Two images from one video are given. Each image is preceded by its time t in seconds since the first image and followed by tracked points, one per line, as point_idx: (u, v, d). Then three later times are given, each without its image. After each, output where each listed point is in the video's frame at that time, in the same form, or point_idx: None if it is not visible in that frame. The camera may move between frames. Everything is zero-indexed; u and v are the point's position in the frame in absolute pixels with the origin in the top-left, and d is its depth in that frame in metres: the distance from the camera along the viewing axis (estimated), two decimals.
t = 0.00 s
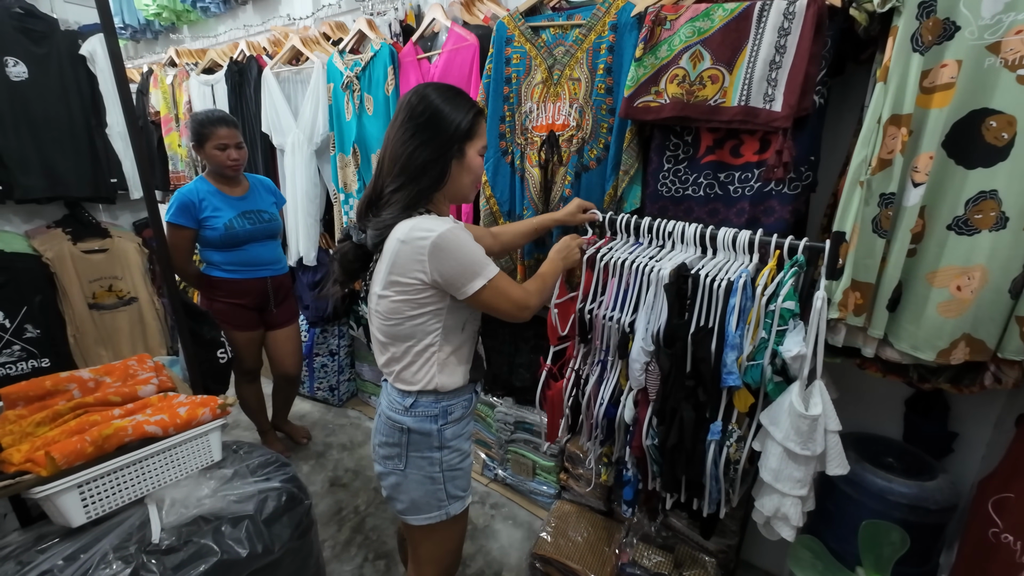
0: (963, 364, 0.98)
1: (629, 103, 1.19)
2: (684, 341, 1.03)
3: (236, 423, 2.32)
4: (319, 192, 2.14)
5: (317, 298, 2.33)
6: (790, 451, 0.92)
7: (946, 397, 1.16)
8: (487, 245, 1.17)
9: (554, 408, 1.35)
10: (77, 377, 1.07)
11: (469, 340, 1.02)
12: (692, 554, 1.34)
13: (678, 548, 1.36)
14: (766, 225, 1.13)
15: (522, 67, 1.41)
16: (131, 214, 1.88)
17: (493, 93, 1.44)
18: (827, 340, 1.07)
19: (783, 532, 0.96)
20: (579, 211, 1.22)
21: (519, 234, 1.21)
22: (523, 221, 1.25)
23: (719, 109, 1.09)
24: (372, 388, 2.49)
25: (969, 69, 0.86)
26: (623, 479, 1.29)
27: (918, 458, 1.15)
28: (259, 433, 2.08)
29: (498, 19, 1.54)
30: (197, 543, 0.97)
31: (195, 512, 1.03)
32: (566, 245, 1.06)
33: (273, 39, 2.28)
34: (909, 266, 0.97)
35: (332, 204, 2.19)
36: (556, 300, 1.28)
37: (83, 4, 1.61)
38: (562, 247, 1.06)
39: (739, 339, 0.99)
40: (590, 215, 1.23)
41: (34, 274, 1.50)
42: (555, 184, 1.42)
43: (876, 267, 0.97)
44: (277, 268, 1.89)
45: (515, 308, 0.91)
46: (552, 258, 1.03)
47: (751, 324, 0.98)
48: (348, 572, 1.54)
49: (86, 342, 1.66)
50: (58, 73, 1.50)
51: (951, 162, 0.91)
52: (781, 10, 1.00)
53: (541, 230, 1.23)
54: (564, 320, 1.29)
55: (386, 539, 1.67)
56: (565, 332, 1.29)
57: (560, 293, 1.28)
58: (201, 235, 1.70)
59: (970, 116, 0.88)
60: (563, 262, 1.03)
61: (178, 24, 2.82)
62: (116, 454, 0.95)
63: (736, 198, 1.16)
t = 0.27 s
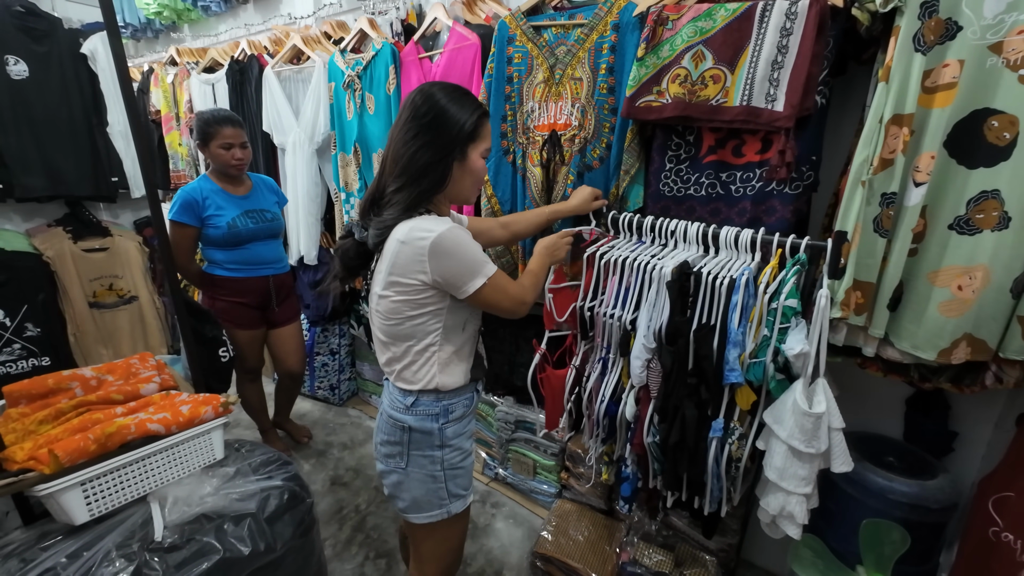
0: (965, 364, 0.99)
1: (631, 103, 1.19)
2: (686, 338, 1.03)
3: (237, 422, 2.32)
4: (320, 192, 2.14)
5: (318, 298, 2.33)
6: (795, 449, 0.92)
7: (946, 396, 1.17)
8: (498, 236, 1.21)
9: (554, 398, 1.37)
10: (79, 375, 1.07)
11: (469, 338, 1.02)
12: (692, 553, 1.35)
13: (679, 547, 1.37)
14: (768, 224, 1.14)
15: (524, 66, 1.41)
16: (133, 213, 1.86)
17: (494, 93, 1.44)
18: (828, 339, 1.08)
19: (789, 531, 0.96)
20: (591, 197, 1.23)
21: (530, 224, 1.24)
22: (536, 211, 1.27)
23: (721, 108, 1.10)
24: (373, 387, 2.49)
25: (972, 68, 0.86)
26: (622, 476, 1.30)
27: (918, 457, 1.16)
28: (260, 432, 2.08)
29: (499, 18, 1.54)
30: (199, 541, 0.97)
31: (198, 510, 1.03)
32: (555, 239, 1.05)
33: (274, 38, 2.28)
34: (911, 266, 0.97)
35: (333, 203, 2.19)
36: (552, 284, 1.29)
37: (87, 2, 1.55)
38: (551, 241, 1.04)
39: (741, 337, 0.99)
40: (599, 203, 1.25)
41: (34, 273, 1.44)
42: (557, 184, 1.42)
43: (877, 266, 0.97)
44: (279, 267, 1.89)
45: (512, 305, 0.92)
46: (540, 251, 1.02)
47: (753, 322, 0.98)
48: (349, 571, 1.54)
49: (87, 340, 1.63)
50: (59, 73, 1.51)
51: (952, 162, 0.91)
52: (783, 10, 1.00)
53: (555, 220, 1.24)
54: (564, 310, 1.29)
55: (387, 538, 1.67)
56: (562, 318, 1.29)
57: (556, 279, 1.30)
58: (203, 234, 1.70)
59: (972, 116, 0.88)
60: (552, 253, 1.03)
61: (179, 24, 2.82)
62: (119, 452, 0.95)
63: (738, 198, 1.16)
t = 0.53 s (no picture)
0: (960, 362, 0.99)
1: (630, 103, 1.19)
2: (682, 338, 1.04)
3: (236, 421, 2.32)
4: (319, 191, 2.15)
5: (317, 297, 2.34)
6: (790, 447, 0.93)
7: (943, 396, 1.17)
8: (503, 233, 1.23)
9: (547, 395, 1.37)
10: (77, 374, 1.07)
11: (466, 337, 1.03)
12: (690, 552, 1.35)
13: (677, 546, 1.37)
14: (766, 224, 1.14)
15: (523, 66, 1.41)
16: (132, 212, 1.82)
17: (493, 93, 1.45)
18: (824, 338, 1.08)
19: (783, 528, 0.97)
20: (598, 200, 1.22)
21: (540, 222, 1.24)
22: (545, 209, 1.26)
23: (719, 108, 1.10)
24: (372, 386, 2.49)
25: (967, 69, 0.87)
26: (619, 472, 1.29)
27: (915, 456, 1.16)
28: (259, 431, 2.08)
29: (499, 18, 1.54)
30: (197, 539, 0.97)
31: (196, 508, 1.03)
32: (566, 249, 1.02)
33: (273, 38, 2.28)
34: (906, 265, 0.98)
35: (333, 203, 2.19)
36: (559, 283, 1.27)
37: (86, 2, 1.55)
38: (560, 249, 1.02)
39: (737, 336, 0.99)
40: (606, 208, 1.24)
41: (33, 272, 1.45)
42: (556, 184, 1.43)
43: (872, 266, 0.98)
44: (277, 267, 1.89)
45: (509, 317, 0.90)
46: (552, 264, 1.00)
47: (748, 323, 0.98)
48: (347, 570, 1.54)
49: (86, 340, 1.63)
50: (58, 73, 1.52)
51: (947, 162, 0.91)
52: (781, 10, 1.00)
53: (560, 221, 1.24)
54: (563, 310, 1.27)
55: (385, 537, 1.67)
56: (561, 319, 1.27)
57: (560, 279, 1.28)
58: (203, 233, 1.70)
59: (967, 116, 0.88)
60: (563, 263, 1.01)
61: (178, 23, 2.82)
62: (118, 450, 0.95)
63: (736, 197, 1.17)
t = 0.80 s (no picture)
0: (955, 361, 0.99)
1: (626, 103, 1.20)
2: (678, 337, 1.04)
3: (235, 420, 2.33)
4: (318, 191, 2.15)
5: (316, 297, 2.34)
6: (785, 446, 0.93)
7: (939, 395, 1.17)
8: (502, 233, 1.22)
9: (543, 396, 1.38)
10: (77, 373, 1.09)
11: (464, 335, 1.03)
12: (688, 550, 1.36)
13: (674, 544, 1.38)
14: (763, 223, 1.14)
15: (521, 66, 1.42)
16: (131, 212, 1.85)
17: (491, 92, 1.45)
18: (821, 337, 1.08)
19: (779, 526, 0.98)
20: (594, 203, 1.22)
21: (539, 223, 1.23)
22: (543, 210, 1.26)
23: (715, 108, 1.10)
24: (371, 386, 2.50)
25: (961, 69, 0.87)
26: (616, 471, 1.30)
27: (911, 455, 1.16)
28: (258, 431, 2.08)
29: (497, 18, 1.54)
30: (196, 537, 0.98)
31: (195, 506, 1.04)
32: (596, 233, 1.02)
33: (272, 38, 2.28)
34: (902, 264, 0.98)
35: (332, 203, 2.20)
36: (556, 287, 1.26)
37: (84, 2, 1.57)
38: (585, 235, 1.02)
39: (733, 335, 1.00)
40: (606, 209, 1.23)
41: (33, 272, 1.45)
42: (554, 184, 1.43)
43: (868, 265, 0.98)
44: (276, 266, 1.89)
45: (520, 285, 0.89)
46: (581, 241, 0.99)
47: (745, 322, 0.98)
48: (345, 569, 1.55)
49: (85, 339, 1.65)
50: (58, 70, 1.51)
51: (942, 162, 0.92)
52: (777, 10, 1.01)
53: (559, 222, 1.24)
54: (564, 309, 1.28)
55: (384, 536, 1.67)
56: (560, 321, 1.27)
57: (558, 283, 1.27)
58: (202, 232, 1.70)
59: (961, 116, 0.89)
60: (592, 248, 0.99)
61: (178, 23, 2.83)
62: (116, 449, 0.96)
63: (733, 197, 1.17)
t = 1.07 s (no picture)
0: (953, 361, 0.99)
1: (625, 102, 1.20)
2: (677, 337, 1.04)
3: (235, 420, 2.33)
4: (318, 191, 2.15)
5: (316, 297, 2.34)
6: (784, 446, 0.93)
7: (936, 394, 1.18)
8: (497, 237, 1.22)
9: (543, 397, 1.38)
10: (76, 372, 1.09)
11: (464, 333, 1.04)
12: (686, 549, 1.36)
13: (673, 544, 1.38)
14: (761, 223, 1.15)
15: (520, 66, 1.42)
16: (131, 211, 1.88)
17: (490, 92, 1.45)
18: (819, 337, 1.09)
19: (778, 526, 0.98)
20: (592, 211, 1.20)
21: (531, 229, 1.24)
22: (539, 217, 1.26)
23: (713, 108, 1.11)
24: (371, 386, 2.50)
25: (958, 69, 0.87)
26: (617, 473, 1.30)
27: (909, 454, 1.17)
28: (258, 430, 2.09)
29: (495, 18, 1.55)
30: (195, 536, 0.98)
31: (194, 506, 1.04)
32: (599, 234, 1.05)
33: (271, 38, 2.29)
34: (900, 264, 0.98)
35: (331, 203, 2.20)
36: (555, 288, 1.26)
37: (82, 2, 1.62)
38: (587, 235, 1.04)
39: (732, 336, 1.00)
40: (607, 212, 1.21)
41: (32, 272, 1.48)
42: (553, 184, 1.43)
43: (866, 265, 0.99)
44: (274, 266, 1.90)
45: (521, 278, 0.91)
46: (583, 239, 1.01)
47: (744, 322, 0.99)
48: (345, 568, 1.55)
49: (84, 339, 1.66)
50: (57, 69, 1.51)
51: (940, 162, 0.92)
52: (774, 10, 1.01)
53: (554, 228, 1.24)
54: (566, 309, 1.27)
55: (383, 535, 1.68)
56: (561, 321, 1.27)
57: (558, 283, 1.27)
58: (200, 232, 1.70)
59: (958, 116, 0.89)
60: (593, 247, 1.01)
61: (177, 23, 2.83)
62: (115, 448, 0.96)
63: (731, 197, 1.18)
